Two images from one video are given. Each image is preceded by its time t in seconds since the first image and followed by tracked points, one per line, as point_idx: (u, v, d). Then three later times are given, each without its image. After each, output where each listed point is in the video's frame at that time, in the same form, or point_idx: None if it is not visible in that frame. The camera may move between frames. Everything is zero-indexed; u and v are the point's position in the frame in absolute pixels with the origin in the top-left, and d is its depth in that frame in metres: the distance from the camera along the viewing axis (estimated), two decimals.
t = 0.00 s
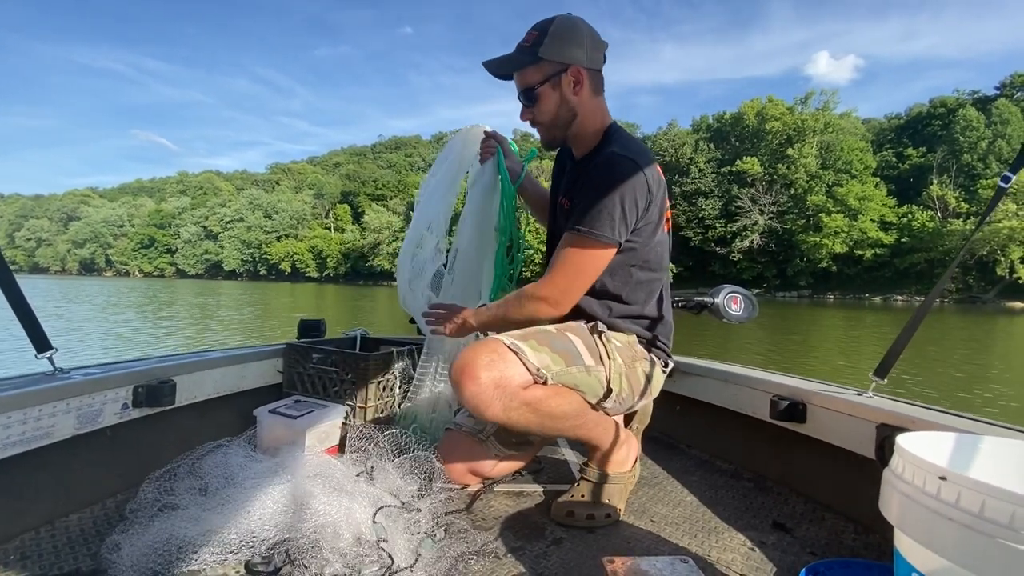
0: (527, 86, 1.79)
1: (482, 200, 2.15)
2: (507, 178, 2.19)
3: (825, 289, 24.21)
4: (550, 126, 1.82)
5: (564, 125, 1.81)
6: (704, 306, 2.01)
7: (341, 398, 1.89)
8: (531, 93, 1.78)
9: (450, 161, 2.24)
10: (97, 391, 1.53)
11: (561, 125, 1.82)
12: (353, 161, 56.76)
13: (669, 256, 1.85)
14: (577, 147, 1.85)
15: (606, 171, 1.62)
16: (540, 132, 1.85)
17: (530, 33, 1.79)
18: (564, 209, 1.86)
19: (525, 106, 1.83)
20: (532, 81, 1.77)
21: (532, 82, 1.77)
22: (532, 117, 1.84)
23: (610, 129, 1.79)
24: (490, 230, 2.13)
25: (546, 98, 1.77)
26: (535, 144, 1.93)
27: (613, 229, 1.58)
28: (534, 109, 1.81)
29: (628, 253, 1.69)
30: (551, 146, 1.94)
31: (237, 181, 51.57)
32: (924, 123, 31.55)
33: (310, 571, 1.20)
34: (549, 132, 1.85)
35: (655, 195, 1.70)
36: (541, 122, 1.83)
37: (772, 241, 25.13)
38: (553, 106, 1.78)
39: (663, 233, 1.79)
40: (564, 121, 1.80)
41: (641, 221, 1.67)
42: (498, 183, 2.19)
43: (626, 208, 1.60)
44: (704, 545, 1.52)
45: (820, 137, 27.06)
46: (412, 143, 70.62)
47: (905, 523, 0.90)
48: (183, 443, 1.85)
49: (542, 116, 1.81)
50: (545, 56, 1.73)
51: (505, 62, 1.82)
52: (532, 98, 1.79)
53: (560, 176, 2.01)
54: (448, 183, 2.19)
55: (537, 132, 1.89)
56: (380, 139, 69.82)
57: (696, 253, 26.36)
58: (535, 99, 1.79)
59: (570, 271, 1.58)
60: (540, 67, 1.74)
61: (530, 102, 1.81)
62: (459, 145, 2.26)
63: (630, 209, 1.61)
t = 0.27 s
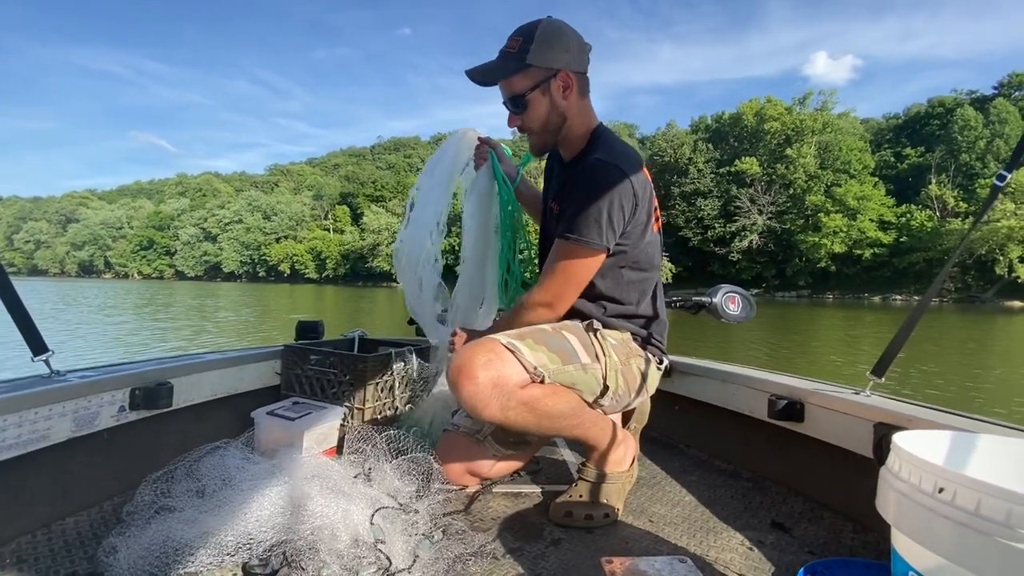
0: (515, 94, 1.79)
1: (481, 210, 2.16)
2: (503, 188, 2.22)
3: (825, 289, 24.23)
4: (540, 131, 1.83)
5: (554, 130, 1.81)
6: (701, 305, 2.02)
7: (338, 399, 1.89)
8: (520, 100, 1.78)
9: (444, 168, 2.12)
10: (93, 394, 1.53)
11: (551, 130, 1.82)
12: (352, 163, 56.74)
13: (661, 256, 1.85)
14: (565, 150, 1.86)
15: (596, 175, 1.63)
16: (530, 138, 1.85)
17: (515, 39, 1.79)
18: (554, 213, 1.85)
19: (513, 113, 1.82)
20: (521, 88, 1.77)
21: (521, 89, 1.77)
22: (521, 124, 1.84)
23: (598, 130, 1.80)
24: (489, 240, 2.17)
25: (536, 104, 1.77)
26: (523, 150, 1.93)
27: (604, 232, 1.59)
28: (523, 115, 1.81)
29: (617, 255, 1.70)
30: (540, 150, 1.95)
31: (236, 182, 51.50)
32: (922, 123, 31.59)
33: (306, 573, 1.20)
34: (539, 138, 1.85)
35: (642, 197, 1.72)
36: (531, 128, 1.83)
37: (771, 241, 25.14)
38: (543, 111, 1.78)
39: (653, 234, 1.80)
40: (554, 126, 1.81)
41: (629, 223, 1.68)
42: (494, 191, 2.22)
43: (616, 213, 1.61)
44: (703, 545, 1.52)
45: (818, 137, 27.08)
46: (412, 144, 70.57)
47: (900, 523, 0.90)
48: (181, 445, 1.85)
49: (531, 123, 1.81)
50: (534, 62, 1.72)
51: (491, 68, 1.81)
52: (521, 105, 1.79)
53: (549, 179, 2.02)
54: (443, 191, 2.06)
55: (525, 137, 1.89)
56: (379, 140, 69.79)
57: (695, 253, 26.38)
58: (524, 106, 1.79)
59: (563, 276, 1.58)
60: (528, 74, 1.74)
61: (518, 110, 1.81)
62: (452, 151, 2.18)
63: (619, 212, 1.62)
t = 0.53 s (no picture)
0: (512, 98, 1.80)
1: (481, 222, 2.14)
2: (501, 199, 2.21)
3: (824, 289, 24.25)
4: (538, 135, 1.83)
5: (552, 134, 1.82)
6: (700, 306, 2.02)
7: (336, 401, 1.90)
8: (518, 103, 1.79)
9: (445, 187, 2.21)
10: (92, 399, 1.53)
11: (548, 134, 1.82)
12: (350, 165, 56.73)
13: (657, 257, 1.86)
14: (562, 153, 1.86)
15: (591, 176, 1.63)
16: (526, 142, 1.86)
17: (511, 45, 1.80)
18: (552, 215, 1.85)
19: (510, 117, 1.83)
20: (518, 92, 1.78)
21: (518, 93, 1.78)
22: (519, 128, 1.84)
23: (595, 133, 1.81)
24: (490, 249, 2.13)
25: (532, 108, 1.78)
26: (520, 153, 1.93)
27: (599, 233, 1.59)
28: (520, 120, 1.81)
29: (614, 258, 1.70)
30: (537, 154, 1.95)
31: (234, 185, 51.48)
32: (920, 122, 31.66)
33: None
34: (535, 142, 1.85)
35: (639, 200, 1.72)
36: (528, 132, 1.83)
37: (770, 241, 25.16)
38: (540, 116, 1.79)
39: (649, 236, 1.81)
40: (551, 130, 1.81)
41: (626, 226, 1.68)
42: (493, 203, 2.20)
43: (612, 212, 1.61)
44: (703, 545, 1.52)
45: (816, 137, 27.13)
46: (410, 146, 70.56)
47: (897, 521, 0.91)
48: (179, 451, 1.85)
49: (528, 126, 1.81)
50: (530, 68, 1.74)
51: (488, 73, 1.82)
52: (519, 109, 1.80)
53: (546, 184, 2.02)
54: (445, 209, 2.16)
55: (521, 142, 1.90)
56: (378, 141, 69.77)
57: (694, 254, 26.39)
58: (523, 109, 1.79)
59: (560, 277, 1.58)
60: (526, 78, 1.76)
61: (516, 114, 1.81)
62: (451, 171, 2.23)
63: (615, 213, 1.61)
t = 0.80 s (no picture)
0: (508, 107, 1.80)
1: (483, 220, 2.13)
2: (502, 199, 2.20)
3: (823, 289, 24.26)
4: (536, 141, 1.83)
5: (550, 139, 1.82)
6: (698, 306, 2.02)
7: (335, 404, 1.91)
8: (515, 112, 1.79)
9: (448, 191, 2.25)
10: (91, 402, 1.53)
11: (545, 140, 1.83)
12: (349, 167, 56.70)
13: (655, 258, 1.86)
14: (558, 156, 1.87)
15: (591, 175, 1.63)
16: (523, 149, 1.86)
17: (504, 54, 1.80)
18: (551, 218, 1.86)
19: (506, 126, 1.84)
20: (515, 100, 1.78)
21: (514, 101, 1.78)
22: (516, 136, 1.84)
23: (591, 135, 1.81)
24: (491, 249, 2.11)
25: (529, 116, 1.79)
26: (516, 160, 1.93)
27: (597, 234, 1.59)
28: (518, 128, 1.81)
29: (612, 258, 1.71)
30: (533, 159, 1.95)
31: (233, 188, 51.45)
32: (918, 122, 31.71)
33: None
34: (532, 147, 1.85)
35: (635, 199, 1.73)
36: (526, 140, 1.83)
37: (769, 241, 25.17)
38: (537, 123, 1.80)
39: (646, 236, 1.81)
40: (548, 134, 1.82)
41: (623, 226, 1.69)
42: (494, 202, 2.19)
43: (611, 213, 1.62)
44: (703, 545, 1.52)
45: (814, 137, 27.17)
46: (409, 147, 70.54)
47: (898, 520, 0.91)
48: (178, 455, 1.85)
49: (525, 135, 1.82)
50: (525, 76, 1.74)
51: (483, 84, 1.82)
52: (516, 117, 1.80)
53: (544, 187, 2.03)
54: (449, 211, 2.20)
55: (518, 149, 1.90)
56: (376, 143, 69.78)
57: (693, 254, 26.40)
58: (520, 117, 1.80)
59: (562, 279, 1.59)
60: (521, 87, 1.76)
61: (512, 122, 1.81)
62: (452, 178, 2.28)
63: (612, 212, 1.62)
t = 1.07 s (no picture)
0: (506, 107, 1.79)
1: (473, 218, 2.12)
2: (496, 198, 2.20)
3: (822, 288, 24.26)
4: (534, 141, 1.83)
5: (547, 140, 1.82)
6: (697, 305, 2.02)
7: (334, 405, 1.91)
8: (513, 113, 1.78)
9: (446, 195, 2.30)
10: (89, 404, 1.53)
11: (543, 140, 1.83)
12: (348, 169, 56.73)
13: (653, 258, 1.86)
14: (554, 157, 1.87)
15: (585, 180, 1.63)
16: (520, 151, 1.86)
17: (501, 54, 1.79)
18: (547, 220, 1.86)
19: (503, 128, 1.83)
20: (512, 100, 1.77)
21: (512, 102, 1.77)
22: (513, 137, 1.83)
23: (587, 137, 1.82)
24: (484, 252, 2.12)
25: (528, 116, 1.78)
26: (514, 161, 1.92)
27: (594, 236, 1.59)
28: (516, 128, 1.81)
29: (610, 259, 1.71)
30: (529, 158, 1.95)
31: (232, 190, 51.44)
32: (916, 121, 31.76)
33: None
34: (530, 148, 1.85)
35: (632, 201, 1.73)
36: (524, 141, 1.83)
37: (768, 241, 25.19)
38: (536, 122, 1.79)
39: (643, 235, 1.82)
40: (546, 133, 1.81)
41: (620, 228, 1.69)
42: (487, 200, 2.19)
43: (607, 215, 1.62)
44: (703, 544, 1.52)
45: (813, 137, 27.21)
46: (407, 149, 70.54)
47: (895, 516, 0.91)
48: (176, 456, 1.84)
49: (524, 134, 1.81)
50: (523, 76, 1.74)
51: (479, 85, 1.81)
52: (514, 117, 1.79)
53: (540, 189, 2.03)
54: (449, 215, 2.25)
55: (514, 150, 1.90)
56: (375, 144, 69.79)
57: (692, 254, 26.43)
58: (518, 117, 1.79)
59: (560, 284, 1.59)
60: (520, 87, 1.75)
61: (510, 122, 1.81)
62: (448, 177, 2.30)
63: (610, 216, 1.62)
